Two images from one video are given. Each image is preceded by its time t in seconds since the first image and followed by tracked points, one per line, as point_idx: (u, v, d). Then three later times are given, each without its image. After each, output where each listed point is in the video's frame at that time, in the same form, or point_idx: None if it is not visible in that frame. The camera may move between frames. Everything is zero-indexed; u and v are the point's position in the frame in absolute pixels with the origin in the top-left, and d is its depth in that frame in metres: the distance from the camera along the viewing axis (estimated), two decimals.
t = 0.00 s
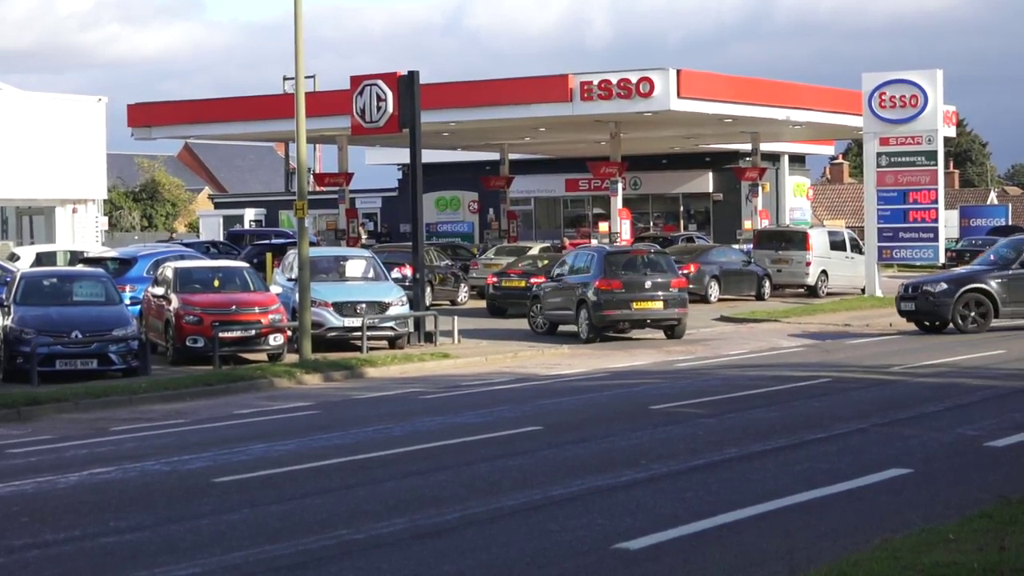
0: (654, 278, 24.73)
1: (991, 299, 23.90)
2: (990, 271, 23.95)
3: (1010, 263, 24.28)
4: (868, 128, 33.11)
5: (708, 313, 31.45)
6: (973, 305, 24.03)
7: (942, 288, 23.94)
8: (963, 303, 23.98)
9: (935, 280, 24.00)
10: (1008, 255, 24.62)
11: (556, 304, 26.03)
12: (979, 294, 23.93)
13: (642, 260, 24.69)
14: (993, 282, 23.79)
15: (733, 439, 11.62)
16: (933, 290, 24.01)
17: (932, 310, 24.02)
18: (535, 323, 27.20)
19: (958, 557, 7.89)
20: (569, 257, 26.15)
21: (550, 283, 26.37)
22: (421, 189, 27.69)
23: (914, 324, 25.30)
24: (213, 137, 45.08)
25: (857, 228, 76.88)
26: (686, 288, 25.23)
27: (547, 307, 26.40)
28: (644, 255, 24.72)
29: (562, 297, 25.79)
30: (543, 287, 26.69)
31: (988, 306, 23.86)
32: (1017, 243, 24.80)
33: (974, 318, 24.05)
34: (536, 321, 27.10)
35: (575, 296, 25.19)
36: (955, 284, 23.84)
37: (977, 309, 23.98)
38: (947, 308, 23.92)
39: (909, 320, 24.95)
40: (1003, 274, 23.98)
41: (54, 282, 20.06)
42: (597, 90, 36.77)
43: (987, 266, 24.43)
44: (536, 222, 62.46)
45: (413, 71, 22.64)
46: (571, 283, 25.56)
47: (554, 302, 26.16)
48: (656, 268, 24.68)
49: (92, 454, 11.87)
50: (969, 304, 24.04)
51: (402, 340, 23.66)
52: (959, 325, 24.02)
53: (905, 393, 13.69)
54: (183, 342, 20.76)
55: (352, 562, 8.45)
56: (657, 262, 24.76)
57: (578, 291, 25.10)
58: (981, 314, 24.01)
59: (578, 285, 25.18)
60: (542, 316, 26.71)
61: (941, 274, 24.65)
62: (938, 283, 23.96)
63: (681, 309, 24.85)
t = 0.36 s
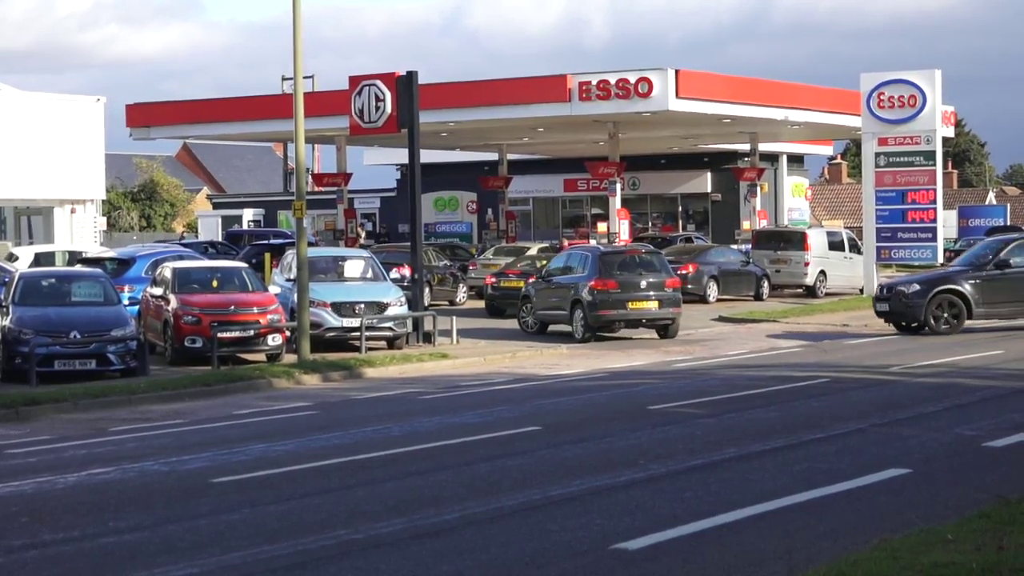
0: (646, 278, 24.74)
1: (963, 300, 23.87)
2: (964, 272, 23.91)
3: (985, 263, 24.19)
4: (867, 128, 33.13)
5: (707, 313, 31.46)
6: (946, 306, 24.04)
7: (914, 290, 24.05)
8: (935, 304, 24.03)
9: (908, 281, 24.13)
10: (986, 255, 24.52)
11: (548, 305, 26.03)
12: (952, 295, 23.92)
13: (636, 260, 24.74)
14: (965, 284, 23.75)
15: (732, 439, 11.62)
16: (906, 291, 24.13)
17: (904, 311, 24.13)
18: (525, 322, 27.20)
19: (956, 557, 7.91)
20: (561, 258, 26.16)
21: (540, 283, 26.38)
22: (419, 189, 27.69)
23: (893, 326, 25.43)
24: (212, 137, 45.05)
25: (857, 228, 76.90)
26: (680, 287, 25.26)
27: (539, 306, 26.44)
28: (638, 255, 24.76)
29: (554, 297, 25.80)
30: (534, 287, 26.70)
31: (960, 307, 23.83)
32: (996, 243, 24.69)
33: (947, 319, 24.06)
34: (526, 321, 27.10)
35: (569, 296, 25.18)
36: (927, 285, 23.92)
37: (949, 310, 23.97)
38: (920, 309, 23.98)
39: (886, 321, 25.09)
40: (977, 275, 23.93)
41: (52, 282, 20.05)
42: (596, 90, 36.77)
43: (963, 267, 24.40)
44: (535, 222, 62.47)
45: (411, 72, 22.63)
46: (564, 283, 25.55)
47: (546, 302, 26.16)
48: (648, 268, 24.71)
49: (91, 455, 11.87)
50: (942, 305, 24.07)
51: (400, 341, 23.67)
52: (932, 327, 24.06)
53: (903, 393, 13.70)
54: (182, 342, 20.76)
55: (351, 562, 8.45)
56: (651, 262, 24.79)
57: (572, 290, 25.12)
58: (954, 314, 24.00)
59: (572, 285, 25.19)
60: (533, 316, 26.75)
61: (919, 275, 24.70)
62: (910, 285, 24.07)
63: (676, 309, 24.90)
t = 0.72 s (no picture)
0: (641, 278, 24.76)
1: (940, 302, 23.83)
2: (941, 274, 23.85)
3: (963, 264, 24.09)
4: (868, 130, 33.22)
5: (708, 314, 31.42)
6: (923, 307, 24.06)
7: (890, 292, 24.07)
8: (913, 306, 24.05)
9: (885, 283, 24.16)
10: (966, 255, 24.35)
11: (545, 305, 26.02)
12: (928, 297, 23.91)
13: (632, 260, 24.78)
14: (941, 286, 23.70)
15: (734, 440, 11.61)
16: (883, 293, 24.16)
17: (880, 312, 24.16)
18: (519, 323, 27.18)
19: (956, 559, 7.93)
20: (557, 258, 26.18)
21: (536, 283, 26.39)
22: (421, 190, 27.66)
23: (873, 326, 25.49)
24: (213, 138, 45.05)
25: (858, 228, 76.90)
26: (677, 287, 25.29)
27: (533, 306, 26.47)
28: (635, 256, 24.80)
29: (552, 297, 25.78)
30: (528, 287, 26.69)
31: (936, 309, 23.80)
32: (977, 243, 24.51)
33: (924, 321, 24.06)
34: (520, 321, 27.11)
35: (567, 296, 25.17)
36: (902, 287, 23.95)
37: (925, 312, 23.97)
38: (896, 311, 24.01)
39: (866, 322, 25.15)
40: (953, 277, 23.83)
41: (54, 283, 20.05)
42: (597, 91, 36.77)
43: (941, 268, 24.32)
44: (536, 223, 62.44)
45: (413, 73, 22.64)
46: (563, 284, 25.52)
47: (544, 303, 26.16)
48: (645, 268, 24.75)
49: (92, 456, 11.87)
50: (920, 307, 24.09)
51: (402, 341, 23.70)
52: (907, 329, 24.11)
53: (904, 394, 13.69)
54: (183, 343, 20.76)
55: (351, 563, 8.44)
56: (648, 262, 24.84)
57: (570, 291, 25.12)
58: (931, 316, 24.03)
59: (570, 285, 25.20)
60: (528, 316, 26.75)
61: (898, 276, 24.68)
62: (887, 286, 24.11)
63: (673, 309, 24.94)
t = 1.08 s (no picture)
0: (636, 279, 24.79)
1: (915, 303, 23.83)
2: (917, 275, 23.85)
3: (940, 266, 24.05)
4: (867, 131, 33.19)
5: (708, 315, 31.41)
6: (899, 309, 24.09)
7: (865, 293, 24.10)
8: (888, 307, 24.09)
9: (861, 284, 24.19)
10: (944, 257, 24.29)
11: (540, 305, 25.98)
12: (904, 298, 23.94)
13: (628, 260, 24.80)
14: (916, 288, 23.70)
15: (733, 441, 11.61)
16: (859, 294, 24.20)
17: (856, 313, 24.18)
18: (512, 323, 27.18)
19: (955, 559, 7.96)
20: (551, 259, 26.17)
21: (529, 283, 26.40)
22: (421, 190, 27.64)
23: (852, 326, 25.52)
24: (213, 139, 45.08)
25: (857, 229, 76.95)
26: (673, 287, 25.30)
27: (526, 307, 26.45)
28: (630, 256, 24.83)
29: (548, 298, 25.76)
30: (521, 287, 26.68)
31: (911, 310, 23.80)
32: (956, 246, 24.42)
33: (899, 322, 24.12)
34: (513, 321, 27.11)
35: (563, 296, 25.18)
36: (877, 289, 23.99)
37: (902, 313, 23.98)
38: (871, 312, 24.03)
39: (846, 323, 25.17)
40: (929, 278, 23.81)
41: (54, 283, 20.05)
42: (597, 92, 36.77)
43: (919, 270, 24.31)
44: (536, 224, 62.38)
45: (413, 73, 22.65)
46: (559, 285, 25.54)
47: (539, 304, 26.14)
48: (640, 268, 24.79)
49: (92, 456, 11.87)
50: (895, 308, 24.11)
51: (402, 342, 23.70)
52: (883, 329, 24.16)
53: (904, 395, 13.69)
54: (183, 343, 20.76)
55: (352, 563, 8.45)
56: (643, 263, 24.87)
57: (566, 292, 25.12)
58: (907, 318, 24.07)
59: (566, 286, 25.20)
60: (521, 317, 26.74)
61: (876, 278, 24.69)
62: (862, 287, 24.14)
63: (669, 310, 24.95)
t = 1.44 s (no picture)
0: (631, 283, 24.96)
1: (891, 308, 23.83)
2: (892, 282, 23.90)
3: (915, 273, 24.06)
4: (867, 135, 33.22)
5: (706, 319, 31.39)
6: (874, 315, 24.06)
7: (841, 299, 24.11)
8: (864, 313, 24.03)
9: (837, 291, 24.22)
10: (920, 264, 24.31)
11: (535, 309, 25.90)
12: (880, 304, 23.92)
13: (622, 265, 24.98)
14: (892, 294, 23.73)
15: (733, 445, 11.62)
16: (835, 301, 24.22)
17: (832, 320, 24.19)
18: (505, 327, 27.08)
19: (953, 565, 7.99)
20: (545, 264, 26.23)
21: (523, 287, 26.39)
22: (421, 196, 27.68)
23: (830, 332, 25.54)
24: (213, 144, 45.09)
25: (856, 234, 76.94)
26: (667, 292, 25.51)
27: (520, 311, 26.40)
28: (624, 261, 25.02)
29: (544, 302, 25.71)
30: (515, 291, 26.65)
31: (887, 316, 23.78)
32: (933, 253, 24.46)
33: (875, 328, 24.09)
34: (506, 325, 27.02)
35: (559, 301, 25.18)
36: (853, 296, 24.01)
37: (877, 319, 23.97)
38: (847, 318, 24.00)
39: (825, 329, 25.18)
40: (904, 285, 23.82)
41: (54, 287, 20.06)
42: (597, 96, 36.80)
43: (896, 276, 24.32)
44: (536, 228, 62.45)
45: (412, 78, 22.65)
46: (554, 289, 25.55)
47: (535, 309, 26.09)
48: (635, 272, 24.97)
49: (92, 459, 11.88)
50: (871, 315, 24.07)
51: (400, 346, 23.64)
52: (860, 336, 24.03)
53: (903, 399, 13.69)
54: (183, 347, 20.80)
55: (351, 567, 8.47)
56: (638, 267, 25.08)
57: (562, 296, 25.15)
58: (883, 324, 23.99)
59: (562, 290, 25.21)
60: (515, 321, 26.67)
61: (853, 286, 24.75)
62: (838, 294, 24.16)
63: (665, 314, 25.13)
